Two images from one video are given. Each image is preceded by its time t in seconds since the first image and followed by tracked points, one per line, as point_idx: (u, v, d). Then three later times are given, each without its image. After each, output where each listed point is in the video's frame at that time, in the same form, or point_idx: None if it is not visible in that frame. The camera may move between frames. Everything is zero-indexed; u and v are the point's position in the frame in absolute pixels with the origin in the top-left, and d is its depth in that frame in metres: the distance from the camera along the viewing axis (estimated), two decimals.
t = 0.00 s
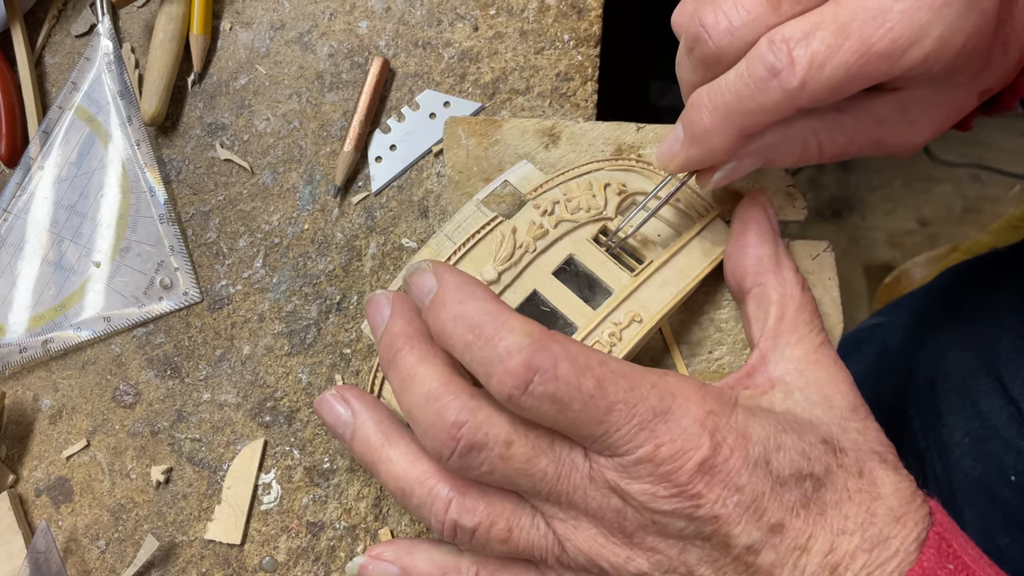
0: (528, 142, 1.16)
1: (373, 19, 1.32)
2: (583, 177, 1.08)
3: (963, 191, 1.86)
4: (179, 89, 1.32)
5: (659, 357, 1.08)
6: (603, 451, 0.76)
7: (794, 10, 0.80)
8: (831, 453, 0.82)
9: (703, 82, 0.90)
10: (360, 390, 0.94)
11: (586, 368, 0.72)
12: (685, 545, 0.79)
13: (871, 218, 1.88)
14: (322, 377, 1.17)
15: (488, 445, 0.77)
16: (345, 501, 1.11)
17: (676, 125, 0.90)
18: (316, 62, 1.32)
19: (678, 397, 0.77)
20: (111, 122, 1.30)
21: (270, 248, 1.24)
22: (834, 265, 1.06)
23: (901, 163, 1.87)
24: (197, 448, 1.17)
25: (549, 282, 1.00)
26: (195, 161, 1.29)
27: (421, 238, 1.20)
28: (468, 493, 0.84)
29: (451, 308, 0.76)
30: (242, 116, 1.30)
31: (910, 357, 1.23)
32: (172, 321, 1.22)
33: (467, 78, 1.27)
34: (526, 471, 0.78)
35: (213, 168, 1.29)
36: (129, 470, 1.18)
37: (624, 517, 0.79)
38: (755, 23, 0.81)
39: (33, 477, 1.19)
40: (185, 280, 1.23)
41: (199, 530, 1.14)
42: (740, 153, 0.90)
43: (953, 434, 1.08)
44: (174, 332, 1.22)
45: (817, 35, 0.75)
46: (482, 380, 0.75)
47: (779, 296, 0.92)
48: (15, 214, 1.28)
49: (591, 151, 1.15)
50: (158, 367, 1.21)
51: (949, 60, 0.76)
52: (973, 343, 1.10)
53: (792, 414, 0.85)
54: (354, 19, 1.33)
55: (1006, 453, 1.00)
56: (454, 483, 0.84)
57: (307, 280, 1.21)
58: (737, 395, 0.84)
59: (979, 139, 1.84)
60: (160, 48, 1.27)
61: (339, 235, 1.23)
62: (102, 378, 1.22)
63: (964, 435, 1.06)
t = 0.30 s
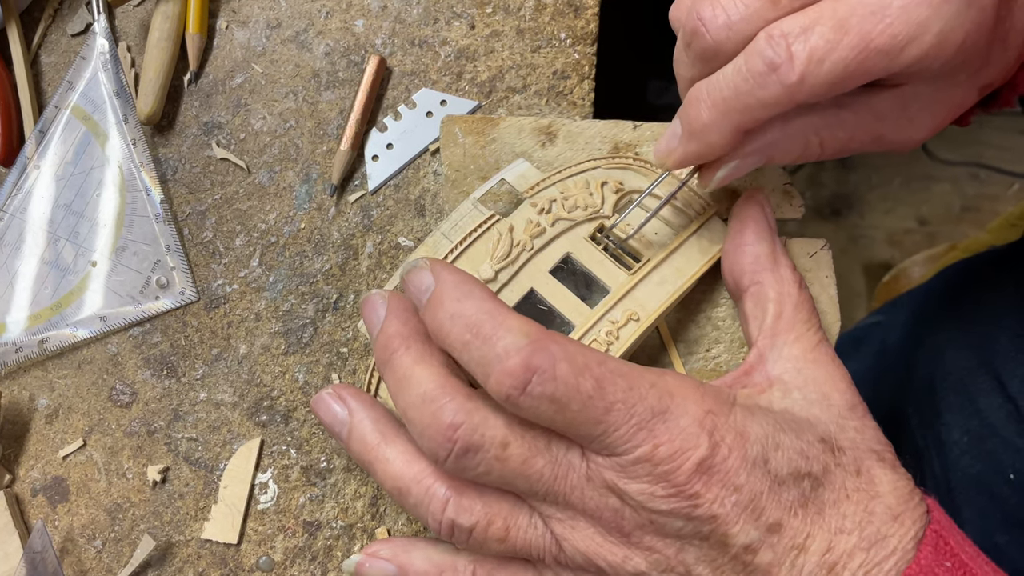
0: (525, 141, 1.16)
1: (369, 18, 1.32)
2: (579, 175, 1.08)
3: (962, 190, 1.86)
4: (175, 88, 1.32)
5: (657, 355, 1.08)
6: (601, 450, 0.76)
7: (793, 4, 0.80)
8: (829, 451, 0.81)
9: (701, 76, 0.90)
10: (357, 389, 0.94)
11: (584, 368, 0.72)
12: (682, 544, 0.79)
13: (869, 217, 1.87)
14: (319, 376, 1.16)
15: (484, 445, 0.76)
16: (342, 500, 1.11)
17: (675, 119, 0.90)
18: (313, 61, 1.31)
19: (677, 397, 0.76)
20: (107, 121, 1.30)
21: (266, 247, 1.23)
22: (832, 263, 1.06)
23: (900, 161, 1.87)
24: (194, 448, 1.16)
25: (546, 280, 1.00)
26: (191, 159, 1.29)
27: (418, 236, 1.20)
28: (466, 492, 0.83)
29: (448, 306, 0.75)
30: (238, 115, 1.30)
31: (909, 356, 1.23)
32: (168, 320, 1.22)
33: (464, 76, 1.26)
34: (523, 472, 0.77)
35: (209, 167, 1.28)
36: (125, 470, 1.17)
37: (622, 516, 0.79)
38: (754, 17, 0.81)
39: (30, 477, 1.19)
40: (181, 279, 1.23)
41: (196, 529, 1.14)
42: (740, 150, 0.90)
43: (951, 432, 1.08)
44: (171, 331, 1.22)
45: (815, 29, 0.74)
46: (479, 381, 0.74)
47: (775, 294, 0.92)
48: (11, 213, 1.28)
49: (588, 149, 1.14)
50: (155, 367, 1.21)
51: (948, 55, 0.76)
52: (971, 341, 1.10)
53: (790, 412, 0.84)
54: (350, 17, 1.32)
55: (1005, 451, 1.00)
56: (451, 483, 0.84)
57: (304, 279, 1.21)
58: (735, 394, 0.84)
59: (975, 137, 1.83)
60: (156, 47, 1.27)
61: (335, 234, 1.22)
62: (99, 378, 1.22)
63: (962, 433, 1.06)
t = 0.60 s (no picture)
0: (520, 140, 1.16)
1: (365, 18, 1.32)
2: (578, 173, 1.08)
3: (959, 188, 1.87)
4: (171, 89, 1.32)
5: (652, 356, 1.08)
6: (595, 455, 0.74)
7: None
8: (819, 455, 0.82)
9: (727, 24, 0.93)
10: (355, 384, 0.94)
11: (582, 372, 0.69)
12: (673, 549, 0.79)
13: (866, 215, 1.89)
14: (315, 375, 1.17)
15: (471, 465, 0.76)
16: (339, 500, 1.11)
17: (695, 63, 0.90)
18: (309, 61, 1.32)
19: (674, 402, 0.74)
20: (103, 122, 1.30)
21: (263, 247, 1.24)
22: (827, 262, 1.07)
23: (897, 160, 1.88)
24: (191, 448, 1.17)
25: (544, 279, 1.00)
26: (187, 160, 1.29)
27: (414, 236, 1.20)
28: (456, 499, 0.83)
29: (445, 304, 0.73)
30: (234, 115, 1.30)
31: (906, 354, 1.23)
32: (165, 320, 1.22)
33: (460, 76, 1.27)
34: (512, 486, 0.77)
35: (206, 167, 1.29)
36: (122, 469, 1.18)
37: (614, 521, 0.79)
38: None
39: (27, 477, 1.19)
40: (177, 280, 1.23)
41: (192, 529, 1.14)
42: (762, 92, 0.89)
43: (947, 431, 1.08)
44: (167, 331, 1.22)
45: None
46: (478, 381, 0.72)
47: (763, 295, 0.92)
48: (8, 213, 1.28)
49: (583, 149, 1.15)
50: (152, 367, 1.21)
51: None
52: (968, 340, 1.10)
53: (781, 416, 0.84)
54: (346, 17, 1.33)
55: (1000, 450, 1.00)
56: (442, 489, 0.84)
57: (300, 279, 1.21)
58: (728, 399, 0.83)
59: (974, 134, 1.86)
60: (152, 47, 1.27)
61: (332, 234, 1.23)
62: (95, 378, 1.22)
63: (958, 431, 1.06)
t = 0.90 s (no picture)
0: (521, 138, 1.17)
1: (366, 16, 1.32)
2: (582, 168, 1.08)
3: (959, 186, 1.87)
4: (172, 87, 1.33)
5: (653, 351, 1.08)
6: (599, 451, 0.74)
7: None
8: (820, 452, 0.82)
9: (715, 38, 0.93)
10: (360, 376, 0.94)
11: (588, 368, 0.69)
12: (675, 544, 0.79)
13: (866, 214, 1.89)
14: (317, 373, 1.17)
15: (473, 462, 0.76)
16: (340, 497, 1.12)
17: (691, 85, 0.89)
18: (309, 60, 1.32)
19: (679, 399, 0.75)
20: (104, 120, 1.30)
21: (264, 244, 1.24)
22: (826, 259, 1.07)
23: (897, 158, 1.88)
24: (193, 445, 1.17)
25: (549, 273, 1.00)
26: (188, 158, 1.29)
27: (414, 233, 1.20)
28: (457, 495, 0.83)
29: (451, 296, 0.73)
30: (235, 113, 1.31)
31: (905, 350, 1.24)
32: (166, 318, 1.23)
33: (460, 74, 1.27)
34: (514, 482, 0.77)
35: (207, 165, 1.29)
36: (124, 466, 1.18)
37: (616, 516, 0.79)
38: None
39: (29, 474, 1.20)
40: (179, 277, 1.23)
41: (194, 526, 1.14)
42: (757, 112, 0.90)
43: (948, 427, 1.09)
44: (169, 329, 1.22)
45: None
46: (483, 374, 0.72)
47: (765, 292, 0.93)
48: (9, 212, 1.28)
49: (584, 146, 1.15)
50: (153, 364, 1.21)
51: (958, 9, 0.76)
52: (969, 336, 1.11)
53: (782, 413, 0.85)
54: (347, 16, 1.33)
55: (1001, 445, 1.01)
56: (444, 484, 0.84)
57: (301, 277, 1.21)
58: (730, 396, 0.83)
59: (975, 134, 1.87)
60: (153, 46, 1.28)
61: (333, 231, 1.23)
62: (97, 375, 1.22)
63: (959, 427, 1.07)
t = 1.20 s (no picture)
0: (518, 139, 1.17)
1: (363, 17, 1.33)
2: (577, 170, 1.08)
3: (958, 186, 1.87)
4: (170, 89, 1.33)
5: (650, 352, 1.08)
6: (590, 450, 0.74)
7: None
8: (813, 451, 0.82)
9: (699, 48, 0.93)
10: (357, 377, 0.95)
11: (578, 367, 0.69)
12: (668, 543, 0.80)
13: (865, 213, 1.89)
14: (315, 373, 1.17)
15: (466, 461, 0.76)
16: (338, 497, 1.12)
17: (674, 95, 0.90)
18: (307, 61, 1.32)
19: (669, 399, 0.75)
20: (102, 122, 1.31)
21: (262, 245, 1.24)
22: (823, 259, 1.07)
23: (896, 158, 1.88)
24: (191, 446, 1.17)
25: (544, 275, 1.01)
26: (187, 159, 1.30)
27: (412, 234, 1.20)
28: (452, 495, 0.84)
29: (442, 299, 0.73)
30: (233, 115, 1.31)
31: (904, 350, 1.24)
32: (165, 319, 1.23)
33: (458, 75, 1.27)
34: (506, 481, 0.78)
35: (205, 167, 1.29)
36: (122, 467, 1.18)
37: (609, 515, 0.79)
38: None
39: (28, 476, 1.20)
40: (177, 279, 1.23)
41: (193, 526, 1.14)
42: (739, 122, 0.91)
43: (945, 426, 1.09)
44: (167, 330, 1.23)
45: None
46: (473, 374, 0.72)
47: (760, 292, 0.93)
48: (7, 213, 1.29)
49: (581, 147, 1.15)
50: (151, 365, 1.22)
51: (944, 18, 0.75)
52: (967, 336, 1.11)
53: (776, 413, 0.85)
54: (344, 17, 1.33)
55: (998, 445, 1.00)
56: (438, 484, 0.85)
57: (299, 278, 1.22)
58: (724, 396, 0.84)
59: (973, 133, 1.87)
60: (151, 47, 1.28)
61: (331, 232, 1.23)
62: (96, 377, 1.22)
63: (956, 427, 1.07)
